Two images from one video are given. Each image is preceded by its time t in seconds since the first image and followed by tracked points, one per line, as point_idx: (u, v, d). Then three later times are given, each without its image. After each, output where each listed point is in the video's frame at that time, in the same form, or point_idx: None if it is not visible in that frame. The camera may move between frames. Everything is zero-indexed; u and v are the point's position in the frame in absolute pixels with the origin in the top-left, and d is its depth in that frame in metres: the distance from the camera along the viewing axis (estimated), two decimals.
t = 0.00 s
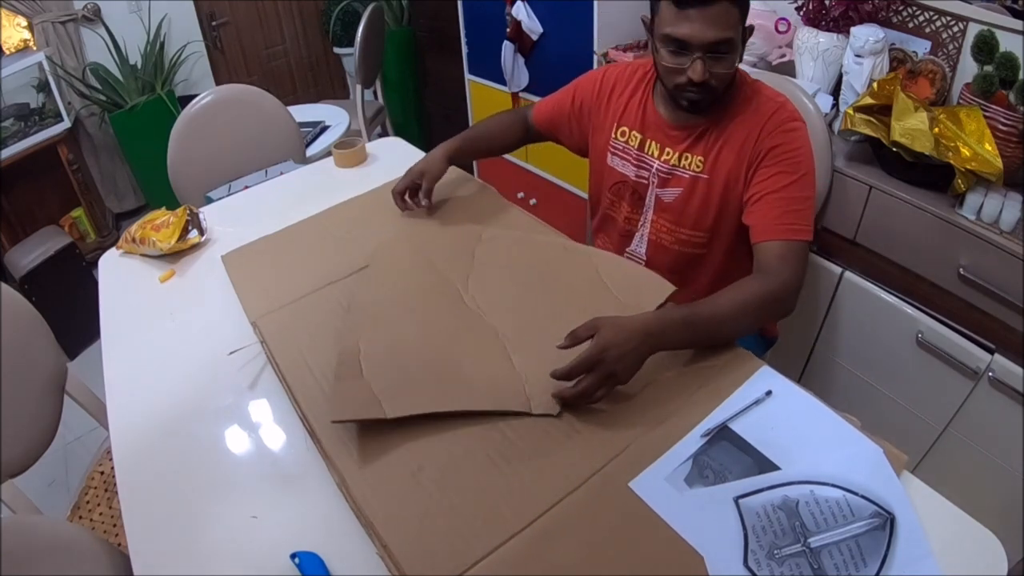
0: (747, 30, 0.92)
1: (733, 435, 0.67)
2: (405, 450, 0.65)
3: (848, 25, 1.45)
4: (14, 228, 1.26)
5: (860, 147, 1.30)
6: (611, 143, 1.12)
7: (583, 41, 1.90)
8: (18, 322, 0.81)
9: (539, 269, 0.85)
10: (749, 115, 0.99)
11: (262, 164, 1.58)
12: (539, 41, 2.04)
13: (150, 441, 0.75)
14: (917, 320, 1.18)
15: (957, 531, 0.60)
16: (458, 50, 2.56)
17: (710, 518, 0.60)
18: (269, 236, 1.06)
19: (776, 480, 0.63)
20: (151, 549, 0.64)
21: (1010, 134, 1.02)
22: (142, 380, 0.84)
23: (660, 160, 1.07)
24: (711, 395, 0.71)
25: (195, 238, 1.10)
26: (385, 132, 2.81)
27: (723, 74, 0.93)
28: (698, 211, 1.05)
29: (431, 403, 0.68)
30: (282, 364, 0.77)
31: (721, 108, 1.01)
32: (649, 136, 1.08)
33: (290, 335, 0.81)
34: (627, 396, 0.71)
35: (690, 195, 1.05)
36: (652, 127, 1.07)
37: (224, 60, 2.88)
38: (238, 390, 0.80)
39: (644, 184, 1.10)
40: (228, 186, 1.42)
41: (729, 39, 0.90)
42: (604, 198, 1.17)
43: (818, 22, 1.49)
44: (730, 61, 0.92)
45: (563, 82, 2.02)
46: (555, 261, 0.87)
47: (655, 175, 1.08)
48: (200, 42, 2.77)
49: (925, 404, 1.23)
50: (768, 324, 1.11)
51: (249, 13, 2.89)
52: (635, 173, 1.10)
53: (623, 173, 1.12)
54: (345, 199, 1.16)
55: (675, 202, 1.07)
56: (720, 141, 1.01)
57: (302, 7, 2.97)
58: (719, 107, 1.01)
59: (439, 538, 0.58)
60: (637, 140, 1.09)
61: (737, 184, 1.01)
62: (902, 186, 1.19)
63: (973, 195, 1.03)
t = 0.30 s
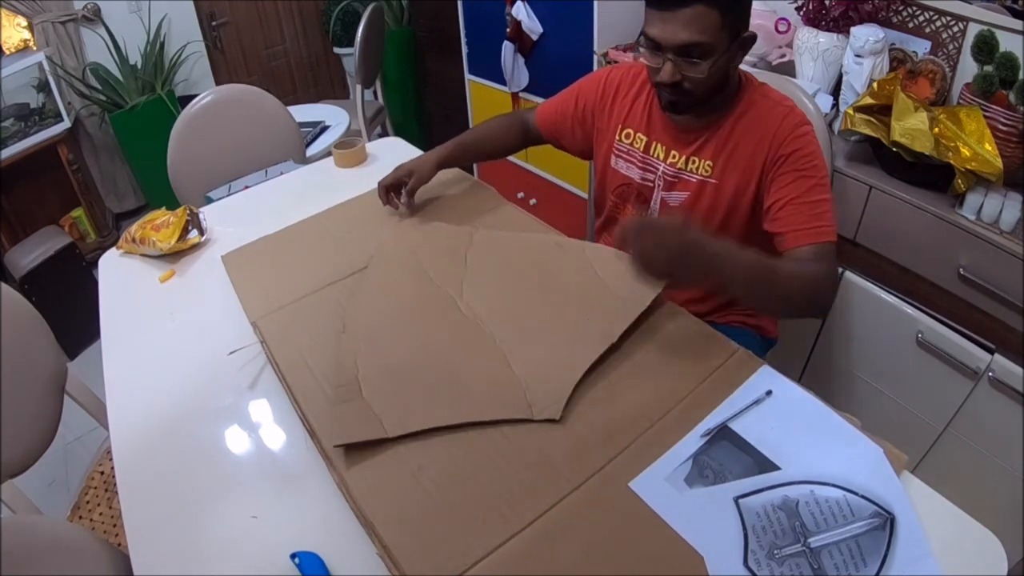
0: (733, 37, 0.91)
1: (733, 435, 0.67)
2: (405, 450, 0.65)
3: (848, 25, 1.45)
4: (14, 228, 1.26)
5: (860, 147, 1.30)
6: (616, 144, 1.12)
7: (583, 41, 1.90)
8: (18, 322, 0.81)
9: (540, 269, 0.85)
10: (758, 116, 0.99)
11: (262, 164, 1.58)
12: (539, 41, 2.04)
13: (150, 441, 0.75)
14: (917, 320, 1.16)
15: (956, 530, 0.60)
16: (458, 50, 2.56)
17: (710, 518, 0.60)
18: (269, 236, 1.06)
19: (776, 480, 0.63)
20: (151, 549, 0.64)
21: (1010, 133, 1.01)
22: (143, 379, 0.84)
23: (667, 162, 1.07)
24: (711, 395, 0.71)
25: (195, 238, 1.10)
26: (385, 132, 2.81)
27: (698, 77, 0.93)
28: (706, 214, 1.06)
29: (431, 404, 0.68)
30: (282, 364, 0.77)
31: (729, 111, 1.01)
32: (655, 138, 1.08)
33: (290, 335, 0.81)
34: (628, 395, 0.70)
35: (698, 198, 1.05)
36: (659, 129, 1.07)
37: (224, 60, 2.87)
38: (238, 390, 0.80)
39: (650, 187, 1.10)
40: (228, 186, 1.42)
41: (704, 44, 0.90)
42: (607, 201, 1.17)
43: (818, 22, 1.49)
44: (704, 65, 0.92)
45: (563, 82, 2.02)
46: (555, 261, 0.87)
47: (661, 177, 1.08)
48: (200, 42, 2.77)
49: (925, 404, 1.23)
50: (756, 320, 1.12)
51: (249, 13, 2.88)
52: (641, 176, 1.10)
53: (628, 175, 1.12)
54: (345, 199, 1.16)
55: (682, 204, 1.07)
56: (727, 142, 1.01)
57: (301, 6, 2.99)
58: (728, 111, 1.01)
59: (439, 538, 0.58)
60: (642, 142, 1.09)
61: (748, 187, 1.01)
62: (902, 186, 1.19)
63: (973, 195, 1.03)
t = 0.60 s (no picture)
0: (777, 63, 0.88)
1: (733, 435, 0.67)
2: (405, 450, 0.65)
3: (848, 25, 1.45)
4: (14, 228, 1.26)
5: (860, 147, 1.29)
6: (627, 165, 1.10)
7: (583, 41, 1.90)
8: (18, 322, 0.81)
9: (540, 269, 0.85)
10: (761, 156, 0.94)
11: (262, 164, 1.58)
12: (539, 41, 2.04)
13: (150, 441, 0.75)
14: (917, 320, 1.17)
15: (956, 529, 0.60)
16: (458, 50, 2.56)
17: (710, 518, 0.60)
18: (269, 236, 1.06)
19: (776, 479, 0.63)
20: (151, 549, 0.64)
21: (1010, 133, 1.04)
22: (142, 379, 0.84)
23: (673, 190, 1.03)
24: (711, 394, 0.71)
25: (195, 238, 1.10)
26: (385, 132, 2.81)
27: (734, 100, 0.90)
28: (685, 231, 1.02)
29: (431, 403, 0.68)
30: (282, 364, 0.77)
31: (734, 149, 0.97)
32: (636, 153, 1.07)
33: (290, 335, 0.81)
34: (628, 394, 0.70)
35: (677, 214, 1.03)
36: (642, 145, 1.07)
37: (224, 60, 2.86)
38: (238, 390, 0.80)
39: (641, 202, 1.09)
40: (228, 186, 1.42)
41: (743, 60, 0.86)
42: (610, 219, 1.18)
43: (818, 22, 1.49)
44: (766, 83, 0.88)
45: (563, 82, 2.02)
46: (555, 261, 0.87)
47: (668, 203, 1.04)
48: (200, 42, 2.77)
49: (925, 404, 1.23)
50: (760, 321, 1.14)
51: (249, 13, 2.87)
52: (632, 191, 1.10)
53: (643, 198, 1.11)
54: (345, 199, 1.16)
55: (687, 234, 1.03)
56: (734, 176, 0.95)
57: (301, 7, 3.03)
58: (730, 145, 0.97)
59: (439, 538, 0.58)
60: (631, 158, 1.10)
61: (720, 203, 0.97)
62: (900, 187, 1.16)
63: (972, 194, 1.03)
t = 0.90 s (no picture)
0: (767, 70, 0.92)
1: (733, 435, 0.67)
2: (404, 450, 0.65)
3: (848, 25, 1.45)
4: (14, 228, 1.26)
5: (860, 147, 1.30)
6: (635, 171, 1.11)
7: (583, 41, 1.90)
8: (17, 321, 0.81)
9: (540, 270, 0.85)
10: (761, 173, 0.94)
11: (262, 164, 1.58)
12: (539, 41, 2.04)
13: (150, 441, 0.75)
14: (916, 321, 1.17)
15: (955, 529, 0.60)
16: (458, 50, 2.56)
17: (710, 518, 0.60)
18: (270, 236, 1.06)
19: (776, 479, 0.63)
20: (151, 549, 0.64)
21: (1010, 133, 1.03)
22: (142, 379, 0.84)
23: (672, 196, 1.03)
24: (711, 394, 0.71)
25: (195, 238, 1.10)
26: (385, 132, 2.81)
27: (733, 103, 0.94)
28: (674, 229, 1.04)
29: (432, 404, 0.68)
30: (282, 365, 0.77)
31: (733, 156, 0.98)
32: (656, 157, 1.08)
33: (291, 335, 0.81)
34: (627, 394, 0.70)
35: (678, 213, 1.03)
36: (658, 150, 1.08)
37: (224, 60, 2.87)
38: (238, 390, 0.80)
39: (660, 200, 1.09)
40: (228, 186, 1.42)
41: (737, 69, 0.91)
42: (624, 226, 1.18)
43: (818, 22, 1.50)
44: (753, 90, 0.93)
45: (563, 82, 2.02)
46: (555, 261, 0.87)
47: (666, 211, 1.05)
48: (200, 42, 2.76)
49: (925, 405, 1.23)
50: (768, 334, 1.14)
51: (249, 13, 2.88)
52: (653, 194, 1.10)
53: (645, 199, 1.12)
54: (345, 200, 1.16)
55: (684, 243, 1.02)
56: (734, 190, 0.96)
57: (302, 7, 3.02)
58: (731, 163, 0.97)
59: (439, 538, 0.58)
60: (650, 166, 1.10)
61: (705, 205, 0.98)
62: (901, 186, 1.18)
63: (973, 194, 1.03)
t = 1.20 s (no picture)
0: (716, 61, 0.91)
1: (733, 435, 0.67)
2: (404, 449, 0.65)
3: (848, 25, 1.45)
4: (14, 228, 1.26)
5: (860, 147, 1.32)
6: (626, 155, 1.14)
7: (584, 41, 1.90)
8: (17, 321, 0.81)
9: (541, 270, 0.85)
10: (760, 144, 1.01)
11: (262, 164, 1.58)
12: (539, 41, 2.03)
13: (151, 440, 0.75)
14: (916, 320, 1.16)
15: (957, 530, 0.60)
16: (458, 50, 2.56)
17: (710, 518, 0.60)
18: (269, 236, 1.06)
19: (776, 479, 0.63)
20: (151, 549, 0.64)
21: (1010, 133, 0.98)
22: (142, 379, 0.84)
23: (675, 176, 1.08)
24: (711, 395, 0.71)
25: (195, 238, 1.10)
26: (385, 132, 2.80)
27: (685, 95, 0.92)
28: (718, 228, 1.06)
29: (432, 405, 0.68)
30: (282, 365, 0.77)
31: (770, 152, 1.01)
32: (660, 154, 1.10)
33: (291, 334, 0.81)
34: (627, 394, 0.70)
35: (710, 213, 1.06)
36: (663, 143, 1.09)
37: (224, 60, 2.87)
38: (238, 390, 0.80)
39: (657, 201, 1.11)
40: (229, 186, 1.42)
41: (679, 68, 0.89)
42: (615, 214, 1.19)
43: (818, 23, 1.50)
44: (684, 88, 0.91)
45: (563, 82, 2.02)
46: (555, 262, 0.87)
47: (668, 192, 1.10)
48: (200, 42, 2.76)
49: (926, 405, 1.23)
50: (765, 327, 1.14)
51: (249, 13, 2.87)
52: (646, 190, 1.12)
53: (633, 190, 1.14)
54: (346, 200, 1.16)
55: (691, 220, 1.08)
56: (742, 164, 1.03)
57: (302, 7, 3.03)
58: (726, 136, 1.03)
59: (438, 537, 0.58)
60: (648, 157, 1.11)
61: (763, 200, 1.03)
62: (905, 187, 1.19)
63: (973, 194, 1.01)
